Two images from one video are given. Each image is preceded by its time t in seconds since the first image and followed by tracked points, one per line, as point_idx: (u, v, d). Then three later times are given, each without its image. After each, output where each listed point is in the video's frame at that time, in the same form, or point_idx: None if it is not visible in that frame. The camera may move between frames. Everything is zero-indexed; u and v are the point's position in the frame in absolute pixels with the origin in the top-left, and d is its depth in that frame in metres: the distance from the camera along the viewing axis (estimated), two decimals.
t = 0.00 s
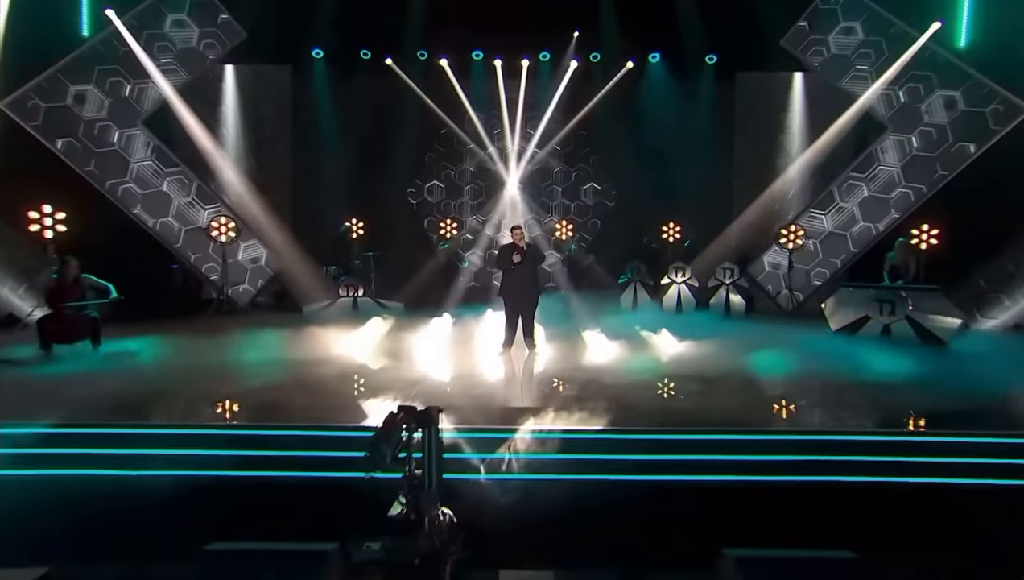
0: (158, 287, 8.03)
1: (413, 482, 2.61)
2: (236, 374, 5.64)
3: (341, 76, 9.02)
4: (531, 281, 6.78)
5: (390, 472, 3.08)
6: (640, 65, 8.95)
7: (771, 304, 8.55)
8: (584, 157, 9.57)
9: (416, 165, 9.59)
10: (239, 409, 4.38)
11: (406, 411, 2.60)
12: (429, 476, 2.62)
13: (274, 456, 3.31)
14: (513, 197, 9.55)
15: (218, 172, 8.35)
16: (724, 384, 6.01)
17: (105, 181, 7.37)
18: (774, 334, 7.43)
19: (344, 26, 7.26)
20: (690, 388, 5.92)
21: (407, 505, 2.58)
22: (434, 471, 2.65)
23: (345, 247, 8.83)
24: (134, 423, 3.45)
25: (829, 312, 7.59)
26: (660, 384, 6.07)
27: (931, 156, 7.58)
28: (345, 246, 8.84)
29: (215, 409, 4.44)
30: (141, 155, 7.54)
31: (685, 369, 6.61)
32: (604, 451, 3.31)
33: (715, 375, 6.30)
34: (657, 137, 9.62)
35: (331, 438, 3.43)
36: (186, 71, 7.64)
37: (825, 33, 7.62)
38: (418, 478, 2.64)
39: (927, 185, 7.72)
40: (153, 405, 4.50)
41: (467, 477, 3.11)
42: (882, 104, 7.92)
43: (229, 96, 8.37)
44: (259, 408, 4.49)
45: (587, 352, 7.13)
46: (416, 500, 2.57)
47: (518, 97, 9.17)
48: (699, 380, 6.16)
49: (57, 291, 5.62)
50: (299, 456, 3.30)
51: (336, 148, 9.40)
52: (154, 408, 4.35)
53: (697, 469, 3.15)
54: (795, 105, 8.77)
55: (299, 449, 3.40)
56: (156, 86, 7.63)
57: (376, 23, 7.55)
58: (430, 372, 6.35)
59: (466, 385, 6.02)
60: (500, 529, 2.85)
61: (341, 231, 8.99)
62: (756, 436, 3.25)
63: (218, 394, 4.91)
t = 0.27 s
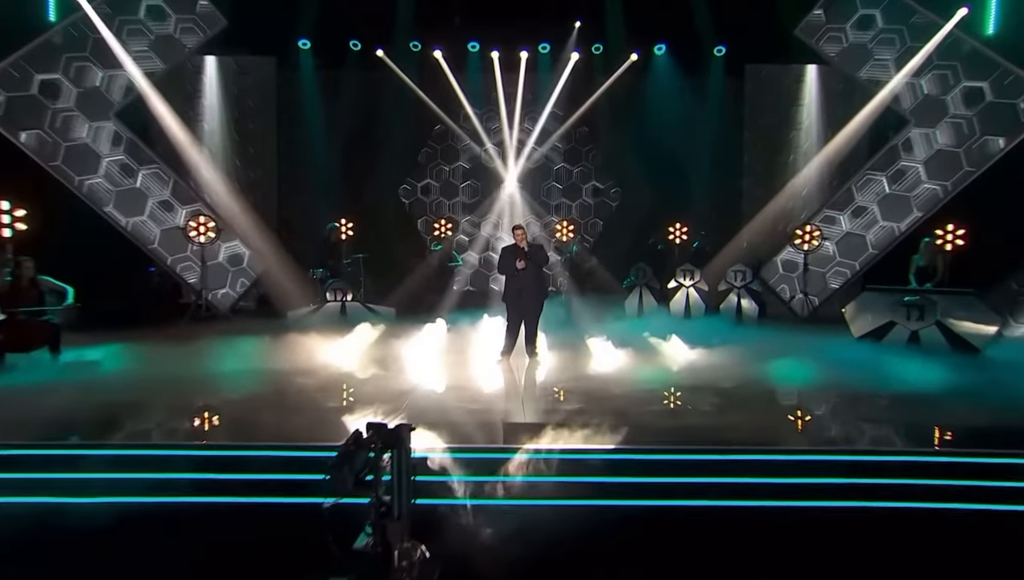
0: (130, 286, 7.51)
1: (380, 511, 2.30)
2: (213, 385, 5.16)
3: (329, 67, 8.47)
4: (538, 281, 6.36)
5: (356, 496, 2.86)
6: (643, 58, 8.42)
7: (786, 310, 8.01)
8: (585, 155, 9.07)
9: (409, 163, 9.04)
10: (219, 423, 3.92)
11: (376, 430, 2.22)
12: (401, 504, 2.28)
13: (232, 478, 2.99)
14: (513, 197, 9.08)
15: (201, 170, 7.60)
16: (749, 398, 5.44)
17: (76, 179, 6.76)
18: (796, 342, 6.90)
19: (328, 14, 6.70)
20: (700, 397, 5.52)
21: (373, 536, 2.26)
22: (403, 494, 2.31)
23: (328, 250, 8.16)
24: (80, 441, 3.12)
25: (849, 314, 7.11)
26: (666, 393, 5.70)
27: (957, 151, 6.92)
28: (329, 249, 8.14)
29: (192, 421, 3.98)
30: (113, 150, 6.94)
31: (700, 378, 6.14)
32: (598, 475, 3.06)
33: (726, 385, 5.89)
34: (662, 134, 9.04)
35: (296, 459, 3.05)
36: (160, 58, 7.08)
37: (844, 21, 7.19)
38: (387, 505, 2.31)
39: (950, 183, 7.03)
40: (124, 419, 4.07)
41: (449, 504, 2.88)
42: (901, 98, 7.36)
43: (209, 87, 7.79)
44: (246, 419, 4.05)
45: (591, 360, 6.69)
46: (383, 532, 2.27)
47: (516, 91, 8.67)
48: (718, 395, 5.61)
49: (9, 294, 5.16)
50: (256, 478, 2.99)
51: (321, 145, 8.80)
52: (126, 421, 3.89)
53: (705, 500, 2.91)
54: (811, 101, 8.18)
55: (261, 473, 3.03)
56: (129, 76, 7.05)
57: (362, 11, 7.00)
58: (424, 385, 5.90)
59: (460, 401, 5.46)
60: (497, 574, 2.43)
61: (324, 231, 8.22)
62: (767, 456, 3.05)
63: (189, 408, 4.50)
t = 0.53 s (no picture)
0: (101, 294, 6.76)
1: (337, 548, 2.20)
2: (183, 406, 4.55)
3: (315, 57, 7.90)
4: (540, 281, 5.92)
5: (308, 528, 2.61)
6: (648, 47, 7.91)
7: (802, 315, 7.50)
8: (587, 151, 8.56)
9: (398, 159, 8.46)
10: (195, 441, 3.56)
11: (334, 454, 2.23)
12: (359, 539, 2.22)
13: (192, 509, 2.69)
14: (511, 194, 8.58)
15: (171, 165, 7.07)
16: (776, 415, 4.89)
17: (36, 172, 6.10)
18: (815, 349, 6.43)
19: None
20: (720, 413, 5.00)
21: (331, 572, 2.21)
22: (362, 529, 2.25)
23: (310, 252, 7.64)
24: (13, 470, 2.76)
25: (875, 322, 6.61)
26: (672, 403, 5.30)
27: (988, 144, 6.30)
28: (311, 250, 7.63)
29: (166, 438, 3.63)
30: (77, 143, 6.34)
31: (716, 392, 5.61)
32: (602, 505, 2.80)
33: (750, 401, 5.30)
34: (668, 128, 8.46)
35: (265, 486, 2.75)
36: (133, 47, 6.59)
37: (863, 6, 6.73)
38: (344, 541, 2.21)
39: (976, 177, 6.44)
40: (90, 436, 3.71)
41: (425, 535, 2.70)
42: (926, 88, 6.82)
43: (183, 78, 7.20)
44: (225, 436, 3.70)
45: (596, 370, 6.22)
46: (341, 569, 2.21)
47: (513, 83, 8.19)
48: (739, 411, 5.07)
49: None
50: (223, 507, 2.69)
51: (303, 139, 8.17)
52: (81, 443, 3.45)
53: (706, 531, 2.73)
54: (830, 93, 7.63)
55: (226, 502, 2.72)
56: (96, 65, 6.50)
57: None
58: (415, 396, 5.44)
59: (452, 417, 4.92)
60: None
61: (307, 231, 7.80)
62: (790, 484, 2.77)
63: (161, 423, 4.12)
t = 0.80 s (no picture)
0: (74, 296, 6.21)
1: None
2: (150, 423, 4.13)
3: (302, 47, 7.46)
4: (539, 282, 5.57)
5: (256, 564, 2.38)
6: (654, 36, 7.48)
7: (818, 320, 7.05)
8: (588, 146, 8.13)
9: (389, 155, 7.98)
10: (170, 455, 3.46)
11: (289, 475, 1.87)
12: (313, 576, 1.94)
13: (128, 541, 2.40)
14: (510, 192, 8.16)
15: (146, 161, 6.59)
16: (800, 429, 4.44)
17: None
18: (833, 355, 6.03)
19: None
20: (742, 426, 4.56)
21: None
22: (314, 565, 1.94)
23: (294, 252, 7.21)
24: None
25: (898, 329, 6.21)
26: (679, 415, 4.91)
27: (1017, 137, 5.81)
28: (295, 250, 7.20)
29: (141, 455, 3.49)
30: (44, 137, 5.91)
31: (730, 405, 5.18)
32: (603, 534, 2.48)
33: (770, 414, 4.84)
34: (674, 123, 8.00)
35: (208, 513, 2.43)
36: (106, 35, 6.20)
37: None
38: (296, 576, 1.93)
39: (1005, 172, 5.94)
40: (58, 451, 3.53)
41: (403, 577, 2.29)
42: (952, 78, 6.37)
43: (158, 69, 6.72)
44: (195, 457, 3.40)
45: (600, 379, 5.82)
46: None
47: (512, 74, 7.78)
48: (759, 423, 4.64)
49: None
50: (159, 537, 2.38)
51: (289, 134, 7.70)
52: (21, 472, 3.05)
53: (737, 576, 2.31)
54: (847, 86, 7.22)
55: (169, 533, 2.42)
56: (63, 54, 6.08)
57: None
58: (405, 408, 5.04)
59: (444, 431, 4.45)
60: None
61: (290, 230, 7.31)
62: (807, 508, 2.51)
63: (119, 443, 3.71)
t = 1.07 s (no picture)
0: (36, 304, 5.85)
1: None
2: (108, 442, 3.76)
3: (283, 34, 6.93)
4: (534, 283, 5.18)
5: None
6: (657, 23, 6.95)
7: (835, 324, 6.59)
8: (588, 140, 7.69)
9: (379, 148, 7.53)
10: (114, 490, 3.00)
11: (220, 513, 1.79)
12: None
13: None
14: (507, 187, 7.69)
15: (114, 155, 6.06)
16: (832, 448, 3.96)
17: None
18: (859, 364, 5.58)
19: None
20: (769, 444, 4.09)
21: None
22: None
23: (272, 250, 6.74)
24: None
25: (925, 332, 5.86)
26: (686, 429, 4.50)
27: None
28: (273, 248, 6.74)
29: (107, 474, 3.25)
30: None
31: (747, 420, 4.71)
32: (594, 572, 2.14)
33: (794, 431, 4.36)
34: (680, 117, 7.54)
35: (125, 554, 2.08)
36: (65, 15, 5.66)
37: None
38: None
39: None
40: None
41: None
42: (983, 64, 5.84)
43: (129, 56, 6.21)
44: (142, 492, 2.94)
45: (603, 389, 5.42)
46: None
47: (507, 63, 7.27)
48: (784, 440, 4.17)
49: None
50: None
51: (268, 125, 7.18)
52: None
53: None
54: (867, 74, 6.65)
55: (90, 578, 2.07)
56: (18, 36, 5.50)
57: None
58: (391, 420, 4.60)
59: (431, 448, 3.99)
60: None
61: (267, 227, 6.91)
62: (836, 544, 2.19)
63: (62, 471, 3.26)
